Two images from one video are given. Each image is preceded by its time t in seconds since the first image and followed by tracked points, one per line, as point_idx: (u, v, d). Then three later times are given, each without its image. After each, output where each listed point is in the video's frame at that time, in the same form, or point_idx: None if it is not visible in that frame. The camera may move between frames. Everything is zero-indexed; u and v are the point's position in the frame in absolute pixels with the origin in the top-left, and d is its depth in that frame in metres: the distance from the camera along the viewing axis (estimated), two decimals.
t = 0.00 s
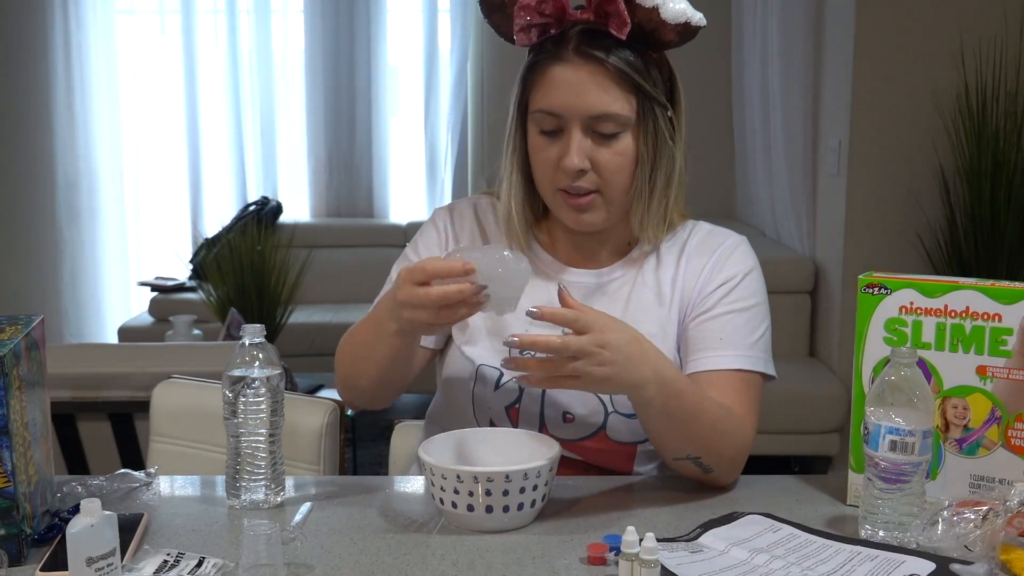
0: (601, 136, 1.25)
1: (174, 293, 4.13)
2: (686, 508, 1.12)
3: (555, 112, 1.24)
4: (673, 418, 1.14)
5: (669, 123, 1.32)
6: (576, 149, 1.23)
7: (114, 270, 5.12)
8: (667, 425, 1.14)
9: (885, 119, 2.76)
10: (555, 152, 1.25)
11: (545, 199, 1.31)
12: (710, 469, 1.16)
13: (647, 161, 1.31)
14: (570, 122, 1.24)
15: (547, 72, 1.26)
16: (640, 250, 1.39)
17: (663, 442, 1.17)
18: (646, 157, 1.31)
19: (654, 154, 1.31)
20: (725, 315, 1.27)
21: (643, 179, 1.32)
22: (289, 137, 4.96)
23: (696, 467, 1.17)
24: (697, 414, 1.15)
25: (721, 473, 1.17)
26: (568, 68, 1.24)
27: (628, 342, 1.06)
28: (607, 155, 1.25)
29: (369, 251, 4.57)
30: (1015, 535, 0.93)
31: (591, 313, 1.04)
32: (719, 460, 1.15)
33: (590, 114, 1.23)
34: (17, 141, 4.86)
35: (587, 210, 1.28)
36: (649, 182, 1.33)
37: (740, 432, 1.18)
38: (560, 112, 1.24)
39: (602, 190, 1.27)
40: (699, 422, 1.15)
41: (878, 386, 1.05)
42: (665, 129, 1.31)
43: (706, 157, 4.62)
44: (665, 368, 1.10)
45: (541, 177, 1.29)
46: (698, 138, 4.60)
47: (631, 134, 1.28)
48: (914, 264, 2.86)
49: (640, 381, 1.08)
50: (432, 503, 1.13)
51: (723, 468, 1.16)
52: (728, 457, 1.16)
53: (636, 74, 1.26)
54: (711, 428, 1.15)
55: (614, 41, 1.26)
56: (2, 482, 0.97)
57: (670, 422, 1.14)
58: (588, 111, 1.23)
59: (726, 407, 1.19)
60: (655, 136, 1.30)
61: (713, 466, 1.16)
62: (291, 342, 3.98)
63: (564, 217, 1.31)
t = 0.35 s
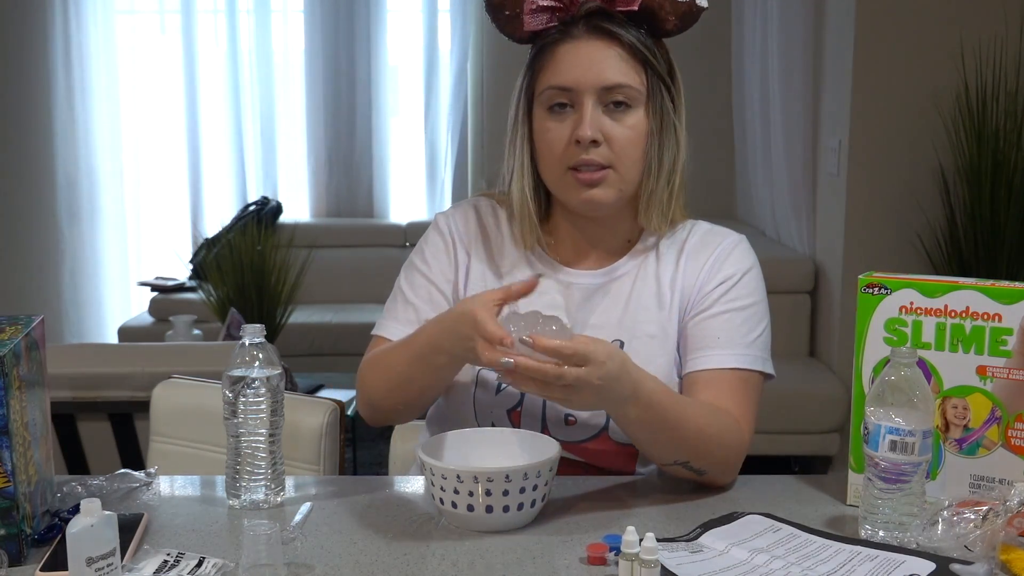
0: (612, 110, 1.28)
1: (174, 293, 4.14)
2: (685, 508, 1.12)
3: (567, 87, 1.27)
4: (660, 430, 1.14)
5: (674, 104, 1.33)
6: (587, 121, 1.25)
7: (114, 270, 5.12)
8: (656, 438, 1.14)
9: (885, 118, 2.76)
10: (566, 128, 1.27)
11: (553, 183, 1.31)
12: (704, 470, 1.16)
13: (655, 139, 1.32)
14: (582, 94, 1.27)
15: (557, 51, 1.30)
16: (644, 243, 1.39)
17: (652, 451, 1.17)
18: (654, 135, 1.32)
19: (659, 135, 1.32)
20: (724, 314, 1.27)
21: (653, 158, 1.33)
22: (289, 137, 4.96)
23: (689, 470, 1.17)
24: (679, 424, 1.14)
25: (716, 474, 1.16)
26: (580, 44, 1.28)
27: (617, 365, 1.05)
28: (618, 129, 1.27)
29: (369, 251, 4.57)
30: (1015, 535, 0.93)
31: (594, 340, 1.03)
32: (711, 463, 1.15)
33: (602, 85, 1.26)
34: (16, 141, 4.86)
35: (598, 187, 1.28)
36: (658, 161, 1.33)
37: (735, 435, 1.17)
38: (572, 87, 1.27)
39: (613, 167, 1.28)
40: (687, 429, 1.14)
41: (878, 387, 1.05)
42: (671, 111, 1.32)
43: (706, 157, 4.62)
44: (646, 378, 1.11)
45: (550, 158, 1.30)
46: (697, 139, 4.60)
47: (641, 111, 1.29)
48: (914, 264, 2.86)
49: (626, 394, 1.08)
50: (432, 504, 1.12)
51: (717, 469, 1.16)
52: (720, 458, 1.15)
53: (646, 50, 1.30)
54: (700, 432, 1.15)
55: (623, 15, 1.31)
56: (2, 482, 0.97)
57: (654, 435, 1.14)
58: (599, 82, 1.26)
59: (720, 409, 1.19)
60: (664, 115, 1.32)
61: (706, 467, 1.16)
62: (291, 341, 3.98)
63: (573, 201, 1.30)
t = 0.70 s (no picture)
0: (609, 118, 1.27)
1: (174, 293, 4.14)
2: (685, 508, 1.12)
3: (565, 97, 1.26)
4: (667, 426, 1.14)
5: (673, 106, 1.34)
6: (585, 132, 1.25)
7: (114, 270, 5.12)
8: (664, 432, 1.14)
9: (884, 118, 2.76)
10: (565, 139, 1.27)
11: (555, 192, 1.31)
12: (708, 471, 1.17)
13: (655, 144, 1.32)
14: (580, 104, 1.26)
15: (553, 60, 1.29)
16: (647, 245, 1.39)
17: (662, 451, 1.16)
18: (653, 139, 1.32)
19: (660, 138, 1.33)
20: (726, 314, 1.27)
21: (652, 163, 1.33)
22: (289, 137, 4.96)
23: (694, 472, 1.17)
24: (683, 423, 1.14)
25: (719, 474, 1.17)
26: (574, 52, 1.28)
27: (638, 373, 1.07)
28: (616, 137, 1.27)
29: (370, 251, 4.57)
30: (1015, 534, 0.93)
31: (618, 367, 1.04)
32: (718, 464, 1.15)
33: (599, 94, 1.26)
34: (16, 142, 4.85)
35: (600, 196, 1.28)
36: (658, 165, 1.34)
37: (738, 435, 1.18)
38: (568, 97, 1.26)
39: (613, 174, 1.28)
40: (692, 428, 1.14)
41: (878, 386, 1.05)
42: (670, 113, 1.33)
43: (707, 157, 4.62)
44: (659, 381, 1.11)
45: (550, 168, 1.30)
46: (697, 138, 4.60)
47: (639, 117, 1.29)
48: (914, 264, 2.86)
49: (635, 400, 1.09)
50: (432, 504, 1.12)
51: (720, 470, 1.16)
52: (722, 460, 1.15)
53: (640, 55, 1.29)
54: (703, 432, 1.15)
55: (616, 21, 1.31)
56: (2, 482, 0.97)
57: (660, 434, 1.14)
58: (596, 90, 1.26)
59: (722, 409, 1.19)
60: (662, 118, 1.32)
61: (711, 469, 1.16)
62: (291, 341, 3.97)
63: (575, 209, 1.31)
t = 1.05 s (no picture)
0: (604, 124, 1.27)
1: (174, 293, 4.14)
2: (686, 509, 1.12)
3: (559, 105, 1.26)
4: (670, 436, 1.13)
5: (669, 107, 1.33)
6: (580, 138, 1.25)
7: (115, 270, 5.12)
8: (665, 439, 1.13)
9: (884, 118, 2.76)
10: (561, 146, 1.26)
11: (555, 197, 1.32)
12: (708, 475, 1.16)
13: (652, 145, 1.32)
14: (574, 111, 1.26)
15: (546, 67, 1.29)
16: (652, 245, 1.39)
17: (664, 459, 1.16)
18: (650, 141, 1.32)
19: (657, 139, 1.32)
20: (730, 313, 1.27)
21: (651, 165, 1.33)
22: (289, 137, 4.96)
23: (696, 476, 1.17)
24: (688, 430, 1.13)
25: (720, 477, 1.16)
26: (566, 59, 1.27)
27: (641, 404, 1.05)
28: (612, 142, 1.27)
29: (370, 251, 4.57)
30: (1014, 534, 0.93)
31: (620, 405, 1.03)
32: (719, 467, 1.15)
33: (591, 100, 1.25)
34: (16, 142, 4.85)
35: (598, 200, 1.28)
36: (655, 166, 1.34)
37: (739, 437, 1.18)
38: (562, 104, 1.26)
39: (610, 179, 1.28)
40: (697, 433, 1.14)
41: (879, 387, 1.05)
42: (667, 115, 1.33)
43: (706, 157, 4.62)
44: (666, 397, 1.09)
45: (550, 174, 1.30)
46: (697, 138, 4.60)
47: (634, 120, 1.29)
48: (914, 264, 2.86)
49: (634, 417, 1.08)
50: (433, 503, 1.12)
51: (720, 472, 1.16)
52: (725, 463, 1.15)
53: (632, 58, 1.29)
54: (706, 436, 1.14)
55: (607, 27, 1.30)
56: (2, 482, 0.97)
57: (663, 444, 1.14)
58: (588, 97, 1.25)
59: (721, 412, 1.19)
60: (658, 120, 1.32)
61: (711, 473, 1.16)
62: (291, 342, 3.97)
63: (575, 213, 1.31)
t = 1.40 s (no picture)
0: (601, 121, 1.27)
1: (174, 293, 4.14)
2: (686, 508, 1.12)
3: (555, 102, 1.26)
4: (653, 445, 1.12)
5: (666, 106, 1.34)
6: (576, 135, 1.25)
7: (115, 269, 5.12)
8: (640, 448, 1.13)
9: (884, 118, 2.76)
10: (556, 144, 1.26)
11: (552, 195, 1.31)
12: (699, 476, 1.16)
13: (649, 143, 1.32)
14: (570, 108, 1.26)
15: (543, 65, 1.29)
16: (649, 244, 1.39)
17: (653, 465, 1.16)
18: (647, 139, 1.32)
19: (654, 137, 1.32)
20: (728, 312, 1.28)
21: (648, 163, 1.32)
22: (289, 136, 4.96)
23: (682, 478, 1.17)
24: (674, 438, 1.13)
25: (714, 478, 1.16)
26: (562, 56, 1.28)
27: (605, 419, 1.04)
28: (609, 140, 1.26)
29: (370, 251, 4.56)
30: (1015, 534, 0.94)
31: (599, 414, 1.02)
32: (720, 466, 1.15)
33: (588, 97, 1.25)
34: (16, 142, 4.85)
35: (595, 198, 1.28)
36: (653, 165, 1.33)
37: (733, 437, 1.17)
38: (559, 102, 1.26)
39: (606, 177, 1.28)
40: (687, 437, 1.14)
41: (878, 387, 1.04)
42: (663, 113, 1.33)
43: (707, 157, 4.62)
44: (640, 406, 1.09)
45: (546, 172, 1.29)
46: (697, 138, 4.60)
47: (631, 118, 1.29)
48: (914, 264, 2.86)
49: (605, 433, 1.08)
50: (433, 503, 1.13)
51: (713, 474, 1.16)
52: (722, 462, 1.15)
53: (629, 55, 1.29)
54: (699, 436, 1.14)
55: (603, 26, 1.31)
56: (2, 482, 0.97)
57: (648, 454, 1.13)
58: (585, 94, 1.25)
59: (715, 413, 1.19)
60: (655, 119, 1.32)
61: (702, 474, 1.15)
62: (291, 342, 3.97)
63: (572, 211, 1.31)
